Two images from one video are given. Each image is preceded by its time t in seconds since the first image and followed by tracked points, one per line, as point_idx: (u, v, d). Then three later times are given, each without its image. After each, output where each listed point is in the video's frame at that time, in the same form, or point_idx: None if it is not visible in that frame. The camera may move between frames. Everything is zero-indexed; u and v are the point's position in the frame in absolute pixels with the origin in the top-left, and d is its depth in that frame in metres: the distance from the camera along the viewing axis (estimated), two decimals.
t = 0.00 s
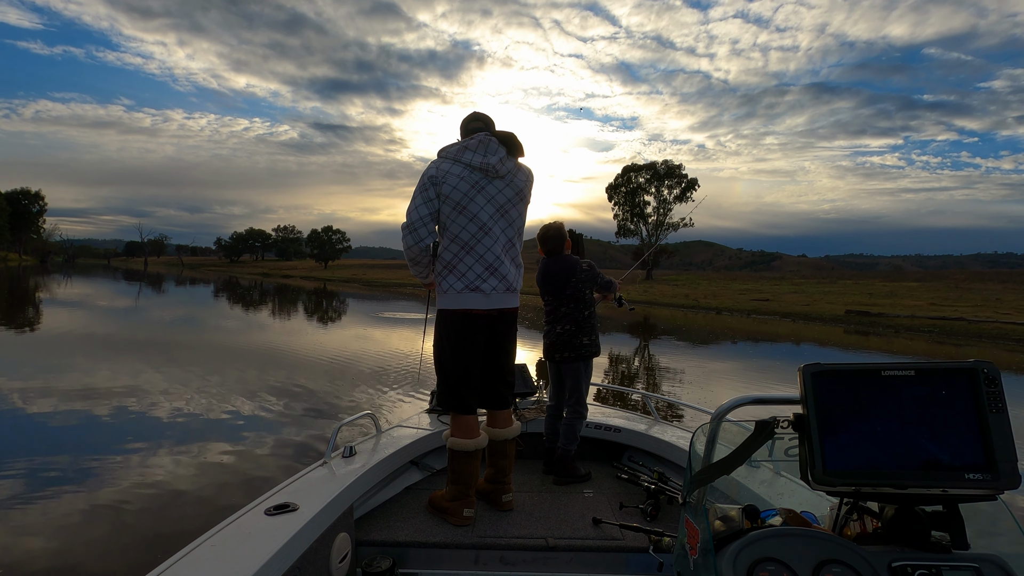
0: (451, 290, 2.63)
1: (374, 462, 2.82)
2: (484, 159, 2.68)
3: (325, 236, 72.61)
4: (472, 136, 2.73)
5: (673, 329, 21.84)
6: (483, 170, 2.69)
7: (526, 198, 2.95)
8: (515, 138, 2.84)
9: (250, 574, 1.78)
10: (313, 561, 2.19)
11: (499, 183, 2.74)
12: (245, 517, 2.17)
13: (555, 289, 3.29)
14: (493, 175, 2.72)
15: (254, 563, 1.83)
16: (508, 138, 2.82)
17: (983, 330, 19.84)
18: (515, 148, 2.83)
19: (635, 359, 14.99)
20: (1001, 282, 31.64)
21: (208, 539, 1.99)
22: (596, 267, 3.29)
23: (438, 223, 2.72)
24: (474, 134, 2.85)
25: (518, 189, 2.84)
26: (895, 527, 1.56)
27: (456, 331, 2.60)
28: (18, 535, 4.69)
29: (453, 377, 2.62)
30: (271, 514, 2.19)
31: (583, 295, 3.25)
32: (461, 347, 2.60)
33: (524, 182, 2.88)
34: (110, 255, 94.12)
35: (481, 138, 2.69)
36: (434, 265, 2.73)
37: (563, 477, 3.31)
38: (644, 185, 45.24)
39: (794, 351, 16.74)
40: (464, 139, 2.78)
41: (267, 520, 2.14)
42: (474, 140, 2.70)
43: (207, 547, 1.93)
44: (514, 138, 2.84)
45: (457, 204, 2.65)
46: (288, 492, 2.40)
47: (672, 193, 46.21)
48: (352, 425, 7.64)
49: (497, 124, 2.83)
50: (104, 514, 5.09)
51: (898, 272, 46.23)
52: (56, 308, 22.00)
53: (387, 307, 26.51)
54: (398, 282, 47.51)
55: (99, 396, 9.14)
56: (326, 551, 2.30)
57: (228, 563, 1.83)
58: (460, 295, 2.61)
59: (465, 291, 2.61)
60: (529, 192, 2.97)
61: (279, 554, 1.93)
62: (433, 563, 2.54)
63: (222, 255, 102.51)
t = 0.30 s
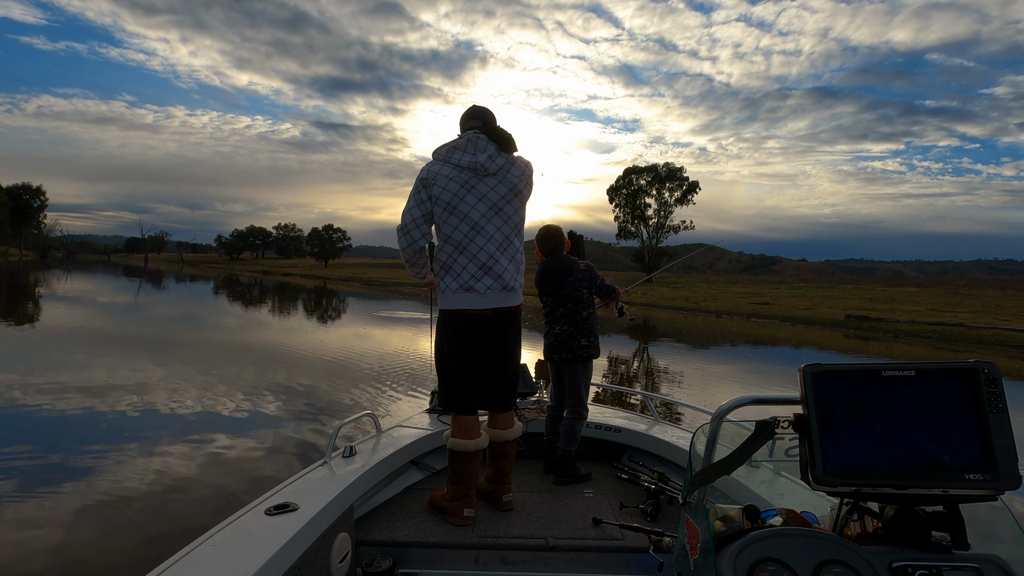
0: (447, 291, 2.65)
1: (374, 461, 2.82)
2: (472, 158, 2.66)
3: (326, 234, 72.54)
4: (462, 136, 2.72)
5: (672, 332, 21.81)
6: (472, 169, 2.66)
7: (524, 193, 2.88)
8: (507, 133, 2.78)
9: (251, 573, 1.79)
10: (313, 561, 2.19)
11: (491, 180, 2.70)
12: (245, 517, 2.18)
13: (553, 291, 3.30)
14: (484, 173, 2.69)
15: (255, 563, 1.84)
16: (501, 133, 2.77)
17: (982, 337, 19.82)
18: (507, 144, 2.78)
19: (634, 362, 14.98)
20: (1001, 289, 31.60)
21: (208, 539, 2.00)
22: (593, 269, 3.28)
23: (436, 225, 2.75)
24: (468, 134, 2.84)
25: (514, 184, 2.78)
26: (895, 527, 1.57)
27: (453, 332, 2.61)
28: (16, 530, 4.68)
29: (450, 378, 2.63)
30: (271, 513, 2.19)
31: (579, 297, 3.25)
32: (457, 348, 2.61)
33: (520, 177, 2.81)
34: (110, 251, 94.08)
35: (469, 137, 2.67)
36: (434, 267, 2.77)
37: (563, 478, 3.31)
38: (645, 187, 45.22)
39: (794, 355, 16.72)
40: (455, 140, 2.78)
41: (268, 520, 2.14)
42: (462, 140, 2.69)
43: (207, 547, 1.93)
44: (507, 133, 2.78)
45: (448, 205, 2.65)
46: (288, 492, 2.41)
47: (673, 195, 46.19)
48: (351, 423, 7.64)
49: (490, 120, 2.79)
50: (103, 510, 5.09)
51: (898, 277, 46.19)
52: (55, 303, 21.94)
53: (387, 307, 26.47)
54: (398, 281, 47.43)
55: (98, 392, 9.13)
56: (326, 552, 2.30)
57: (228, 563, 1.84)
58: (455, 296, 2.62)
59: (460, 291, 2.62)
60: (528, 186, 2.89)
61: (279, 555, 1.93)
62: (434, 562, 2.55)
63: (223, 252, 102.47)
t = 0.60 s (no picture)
0: (443, 291, 2.66)
1: (374, 461, 2.82)
2: (465, 158, 2.67)
3: (325, 234, 72.51)
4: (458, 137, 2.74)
5: (672, 331, 21.80)
6: (465, 169, 2.67)
7: (523, 192, 2.84)
8: (503, 132, 2.78)
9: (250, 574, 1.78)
10: (313, 561, 2.19)
11: (485, 181, 2.69)
12: (245, 517, 2.17)
13: (549, 290, 3.30)
14: (477, 173, 2.68)
15: (255, 563, 1.84)
16: (497, 133, 2.77)
17: (983, 336, 19.80)
18: (503, 143, 2.77)
19: (634, 361, 14.98)
20: (1002, 289, 31.55)
21: (208, 539, 1.99)
22: (591, 270, 3.25)
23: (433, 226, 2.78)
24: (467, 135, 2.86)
25: (510, 184, 2.75)
26: (895, 527, 1.57)
27: (449, 332, 2.63)
28: (16, 532, 4.68)
29: (448, 377, 2.65)
30: (271, 514, 2.19)
31: (575, 298, 3.24)
32: (453, 348, 2.62)
33: (517, 177, 2.78)
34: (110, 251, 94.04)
35: (464, 137, 2.69)
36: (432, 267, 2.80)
37: (563, 477, 3.31)
38: (645, 187, 45.22)
39: (794, 354, 16.70)
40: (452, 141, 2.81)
41: (267, 520, 2.14)
42: (457, 140, 2.71)
43: (207, 547, 1.93)
44: (503, 132, 2.78)
45: (441, 205, 2.67)
46: (288, 491, 2.40)
47: (673, 195, 46.19)
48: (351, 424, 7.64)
49: (489, 119, 2.78)
50: (103, 511, 5.08)
51: (899, 276, 46.11)
52: (54, 303, 21.92)
53: (387, 307, 26.46)
54: (398, 281, 47.38)
55: (98, 392, 9.12)
56: (326, 551, 2.30)
57: (229, 563, 1.84)
58: (449, 296, 2.63)
59: (453, 291, 2.62)
60: (527, 185, 2.86)
61: (279, 555, 1.93)
62: (434, 562, 2.55)
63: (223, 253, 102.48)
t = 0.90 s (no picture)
0: (440, 291, 2.66)
1: (373, 462, 2.81)
2: (463, 159, 2.67)
3: (325, 235, 72.54)
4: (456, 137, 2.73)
5: (672, 329, 21.84)
6: (462, 170, 2.66)
7: (520, 192, 2.83)
8: (500, 134, 2.78)
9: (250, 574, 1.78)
10: (313, 561, 2.19)
11: (482, 181, 2.68)
12: (244, 517, 2.17)
13: (545, 289, 3.30)
14: (475, 174, 2.67)
15: (255, 563, 1.83)
16: (495, 133, 2.76)
17: (983, 331, 19.81)
18: (501, 143, 2.77)
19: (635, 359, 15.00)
20: (1002, 283, 31.53)
21: (208, 539, 1.99)
22: (587, 269, 3.26)
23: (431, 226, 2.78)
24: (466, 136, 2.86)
25: (506, 184, 2.74)
26: (895, 527, 1.57)
27: (448, 331, 2.62)
28: (18, 535, 4.68)
29: (447, 377, 2.64)
30: (270, 513, 2.19)
31: (572, 297, 3.24)
32: (452, 348, 2.61)
33: (514, 177, 2.77)
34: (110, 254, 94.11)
35: (461, 137, 2.68)
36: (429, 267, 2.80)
37: (563, 478, 3.30)
38: (644, 185, 45.26)
39: (794, 351, 16.72)
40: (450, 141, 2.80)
41: (267, 520, 2.14)
42: (455, 140, 2.70)
43: (206, 547, 1.93)
44: (500, 133, 2.78)
45: (438, 205, 2.66)
46: (288, 492, 2.40)
47: (672, 193, 46.20)
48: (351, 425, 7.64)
49: (487, 119, 2.78)
50: (104, 514, 5.09)
51: (899, 271, 46.08)
52: (55, 307, 21.96)
53: (387, 307, 26.49)
54: (398, 281, 47.44)
55: (98, 395, 9.13)
56: (326, 551, 2.30)
57: (228, 563, 1.83)
58: (447, 296, 2.63)
59: (451, 291, 2.62)
60: (525, 186, 2.86)
61: (278, 555, 1.93)
62: (433, 562, 2.55)
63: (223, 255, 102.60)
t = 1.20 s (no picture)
0: (439, 291, 2.65)
1: (373, 462, 2.81)
2: (458, 159, 2.66)
3: (325, 235, 72.52)
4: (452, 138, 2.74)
5: (673, 328, 21.80)
6: (457, 170, 2.65)
7: (517, 192, 2.82)
8: (496, 134, 2.76)
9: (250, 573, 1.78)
10: (313, 561, 2.19)
11: (477, 182, 2.67)
12: (244, 518, 2.17)
13: (547, 291, 3.28)
14: (470, 175, 2.67)
15: (255, 563, 1.83)
16: (490, 134, 2.75)
17: (984, 328, 19.74)
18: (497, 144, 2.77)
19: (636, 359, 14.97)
20: (1003, 281, 31.43)
21: (208, 539, 1.99)
22: (589, 271, 3.27)
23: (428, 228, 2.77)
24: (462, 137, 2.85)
25: (501, 185, 2.73)
26: (894, 527, 1.57)
27: (448, 331, 2.62)
28: (18, 536, 4.69)
29: (448, 378, 2.64)
30: (270, 514, 2.18)
31: (575, 299, 3.24)
32: (452, 349, 2.61)
33: (510, 178, 2.76)
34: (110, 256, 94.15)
35: (456, 138, 2.69)
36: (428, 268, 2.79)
37: (563, 477, 3.30)
38: (644, 184, 45.17)
39: (795, 349, 16.68)
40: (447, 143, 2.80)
41: (267, 520, 2.14)
42: (451, 142, 2.70)
43: (206, 547, 1.93)
44: (495, 135, 2.77)
45: (435, 206, 2.66)
46: (288, 492, 2.40)
47: (672, 191, 46.11)
48: (352, 426, 7.64)
49: (485, 119, 2.76)
50: (105, 514, 5.09)
51: (899, 269, 45.99)
52: (56, 309, 21.94)
53: (387, 308, 26.44)
54: (398, 281, 47.40)
55: (99, 397, 9.14)
56: (326, 551, 2.30)
57: (228, 563, 1.83)
58: (446, 296, 2.62)
59: (449, 291, 2.61)
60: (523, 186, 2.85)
61: (278, 555, 1.93)
62: (433, 563, 2.54)
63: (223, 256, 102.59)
